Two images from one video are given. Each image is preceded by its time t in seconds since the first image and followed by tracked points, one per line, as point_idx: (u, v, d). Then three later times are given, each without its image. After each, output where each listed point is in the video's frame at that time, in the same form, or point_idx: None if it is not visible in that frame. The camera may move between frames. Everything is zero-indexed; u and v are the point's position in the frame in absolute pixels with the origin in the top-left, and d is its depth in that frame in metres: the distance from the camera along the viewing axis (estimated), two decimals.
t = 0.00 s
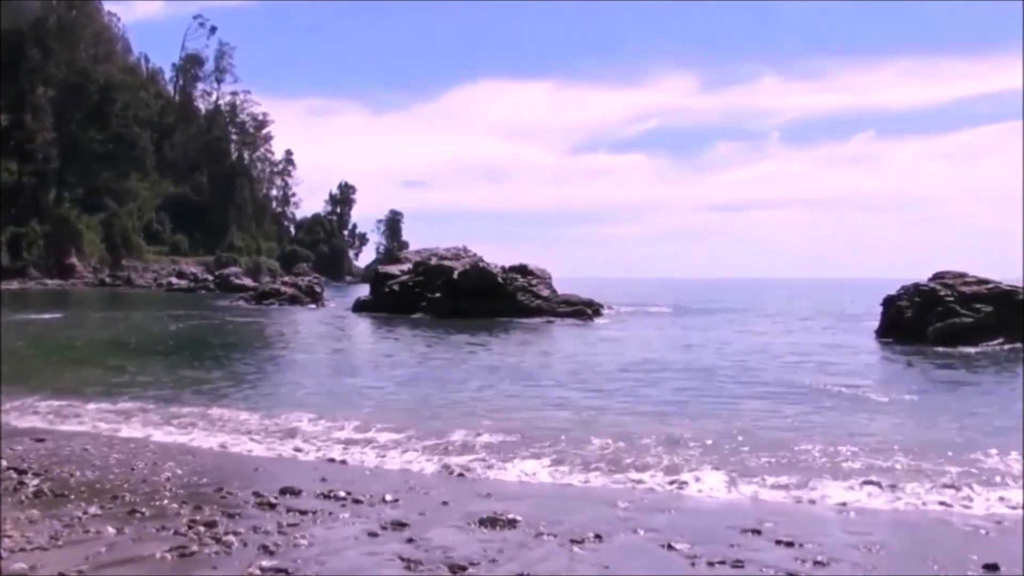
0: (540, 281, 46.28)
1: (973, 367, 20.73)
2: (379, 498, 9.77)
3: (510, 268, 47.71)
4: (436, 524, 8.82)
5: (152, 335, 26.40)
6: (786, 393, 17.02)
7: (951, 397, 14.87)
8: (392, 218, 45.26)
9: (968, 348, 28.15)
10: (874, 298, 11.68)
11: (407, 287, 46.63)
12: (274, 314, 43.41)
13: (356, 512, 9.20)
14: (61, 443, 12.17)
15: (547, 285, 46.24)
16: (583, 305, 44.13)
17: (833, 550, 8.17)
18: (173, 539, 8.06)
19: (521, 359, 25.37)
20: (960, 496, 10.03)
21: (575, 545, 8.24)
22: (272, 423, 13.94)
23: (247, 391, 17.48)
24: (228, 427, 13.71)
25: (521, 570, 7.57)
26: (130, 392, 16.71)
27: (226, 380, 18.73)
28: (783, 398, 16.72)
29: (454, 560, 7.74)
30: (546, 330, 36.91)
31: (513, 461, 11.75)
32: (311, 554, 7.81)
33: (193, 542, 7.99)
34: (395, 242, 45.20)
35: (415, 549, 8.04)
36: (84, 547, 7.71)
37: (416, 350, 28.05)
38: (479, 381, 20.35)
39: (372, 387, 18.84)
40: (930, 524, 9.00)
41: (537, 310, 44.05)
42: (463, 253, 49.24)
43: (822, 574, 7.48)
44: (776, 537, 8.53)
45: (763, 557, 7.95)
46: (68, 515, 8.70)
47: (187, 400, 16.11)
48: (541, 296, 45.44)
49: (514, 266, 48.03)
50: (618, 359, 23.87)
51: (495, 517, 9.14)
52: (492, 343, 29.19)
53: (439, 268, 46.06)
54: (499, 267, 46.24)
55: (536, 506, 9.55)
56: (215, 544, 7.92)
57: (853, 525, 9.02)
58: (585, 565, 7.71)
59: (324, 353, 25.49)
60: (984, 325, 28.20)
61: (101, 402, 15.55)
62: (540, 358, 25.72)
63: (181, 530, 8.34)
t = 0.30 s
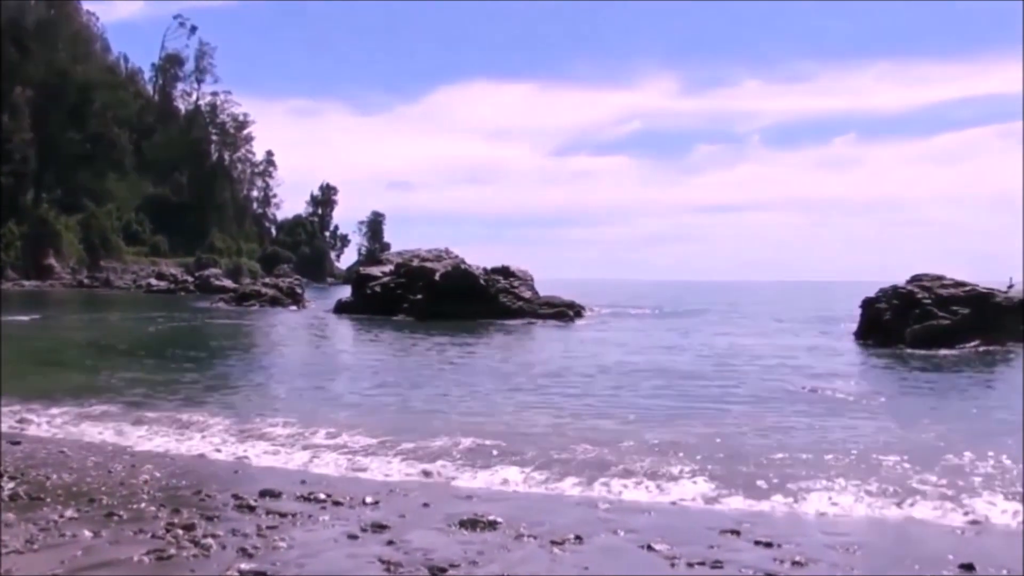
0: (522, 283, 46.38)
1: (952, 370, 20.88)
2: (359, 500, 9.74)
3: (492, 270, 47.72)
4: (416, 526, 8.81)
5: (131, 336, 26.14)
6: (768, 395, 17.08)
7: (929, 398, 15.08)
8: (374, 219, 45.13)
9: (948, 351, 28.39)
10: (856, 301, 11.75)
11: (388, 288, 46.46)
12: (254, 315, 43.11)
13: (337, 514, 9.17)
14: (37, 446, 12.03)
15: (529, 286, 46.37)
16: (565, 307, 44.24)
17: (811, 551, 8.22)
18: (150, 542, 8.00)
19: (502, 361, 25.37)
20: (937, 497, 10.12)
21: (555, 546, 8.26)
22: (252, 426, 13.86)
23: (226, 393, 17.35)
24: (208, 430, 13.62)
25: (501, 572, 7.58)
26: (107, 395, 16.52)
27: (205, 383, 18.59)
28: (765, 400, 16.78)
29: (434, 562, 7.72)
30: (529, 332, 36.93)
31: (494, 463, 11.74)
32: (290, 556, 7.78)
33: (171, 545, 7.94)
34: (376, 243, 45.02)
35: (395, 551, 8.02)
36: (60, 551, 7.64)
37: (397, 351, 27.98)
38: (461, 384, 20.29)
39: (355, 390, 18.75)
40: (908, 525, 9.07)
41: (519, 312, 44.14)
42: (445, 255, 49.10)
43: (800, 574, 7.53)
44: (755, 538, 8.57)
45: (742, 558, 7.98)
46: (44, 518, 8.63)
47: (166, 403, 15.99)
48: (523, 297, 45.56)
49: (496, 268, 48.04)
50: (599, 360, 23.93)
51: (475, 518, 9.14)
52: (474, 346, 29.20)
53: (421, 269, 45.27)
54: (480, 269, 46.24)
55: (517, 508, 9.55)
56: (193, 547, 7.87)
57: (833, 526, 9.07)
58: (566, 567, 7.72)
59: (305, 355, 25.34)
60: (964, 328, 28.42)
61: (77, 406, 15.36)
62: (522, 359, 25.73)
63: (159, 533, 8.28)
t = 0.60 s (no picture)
0: (501, 284, 46.40)
1: (926, 374, 21.08)
2: (335, 502, 9.68)
3: (470, 271, 47.68)
4: (393, 529, 8.77)
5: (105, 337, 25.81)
6: (745, 397, 17.16)
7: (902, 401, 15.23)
8: (352, 220, 44.96)
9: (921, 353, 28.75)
10: (833, 303, 11.86)
11: (367, 289, 46.25)
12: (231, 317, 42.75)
13: (312, 517, 9.11)
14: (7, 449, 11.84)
15: (508, 288, 46.40)
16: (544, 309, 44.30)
17: (787, 552, 8.25)
18: (124, 545, 7.91)
19: (481, 363, 25.34)
20: (913, 499, 10.21)
21: (533, 548, 8.24)
22: (227, 429, 13.74)
23: (202, 395, 17.18)
24: (182, 433, 13.49)
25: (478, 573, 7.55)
26: (80, 397, 16.31)
27: (180, 385, 18.39)
28: (742, 402, 16.84)
29: (411, 565, 7.69)
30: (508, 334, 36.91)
31: (472, 465, 11.73)
32: (266, 559, 7.71)
33: (144, 548, 7.85)
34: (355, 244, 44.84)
35: (372, 553, 7.98)
36: (31, 555, 7.53)
37: (374, 354, 27.85)
38: (439, 385, 20.22)
39: (333, 392, 18.62)
40: (884, 527, 9.13)
41: (498, 313, 44.14)
42: (424, 256, 49.03)
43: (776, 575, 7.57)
44: (731, 539, 8.60)
45: (719, 558, 8.02)
46: (15, 522, 8.50)
47: (140, 406, 15.81)
48: (502, 299, 45.57)
49: (475, 269, 48.00)
50: (577, 363, 23.98)
51: (451, 520, 9.11)
52: (452, 348, 29.15)
53: (400, 270, 45.74)
54: (459, 270, 46.19)
55: (494, 509, 9.53)
56: (168, 550, 7.79)
57: (809, 527, 9.12)
58: (543, 568, 7.71)
59: (282, 357, 25.15)
60: (937, 331, 28.75)
61: (49, 407, 15.15)
62: (500, 361, 25.70)
63: (132, 536, 8.19)
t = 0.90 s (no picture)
0: (483, 286, 46.43)
1: (905, 376, 21.25)
2: (316, 504, 9.64)
3: (453, 272, 47.66)
4: (374, 531, 8.74)
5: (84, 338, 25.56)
6: (727, 399, 17.25)
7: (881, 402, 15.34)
8: (335, 220, 44.80)
9: (900, 354, 29.00)
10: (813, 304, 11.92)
11: (349, 290, 46.09)
12: (212, 318, 42.44)
13: (293, 519, 9.07)
14: None
15: (491, 290, 46.43)
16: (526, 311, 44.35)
17: (767, 553, 8.29)
18: (102, 548, 7.85)
19: (463, 364, 25.33)
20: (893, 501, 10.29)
21: (514, 549, 8.24)
22: (207, 432, 13.65)
23: (182, 397, 17.05)
24: (162, 435, 13.38)
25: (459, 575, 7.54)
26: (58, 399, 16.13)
27: (160, 387, 18.24)
28: (723, 404, 16.91)
29: (391, 566, 7.67)
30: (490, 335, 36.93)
31: (455, 467, 11.72)
32: (246, 561, 7.68)
33: (123, 551, 7.79)
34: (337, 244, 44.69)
35: (353, 555, 7.96)
36: (7, 558, 7.46)
37: (356, 355, 27.78)
38: (421, 387, 20.17)
39: (315, 394, 18.54)
40: (863, 527, 9.19)
41: (481, 314, 44.16)
42: (406, 257, 48.91)
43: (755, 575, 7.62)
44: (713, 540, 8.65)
45: (701, 559, 8.06)
46: None
47: (119, 408, 15.67)
48: (485, 300, 45.60)
49: (458, 270, 47.96)
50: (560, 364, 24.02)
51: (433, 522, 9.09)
52: (434, 350, 29.11)
53: (382, 271, 45.53)
54: (442, 271, 46.15)
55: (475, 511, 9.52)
56: (147, 553, 7.74)
57: (789, 528, 9.17)
58: (524, 570, 7.71)
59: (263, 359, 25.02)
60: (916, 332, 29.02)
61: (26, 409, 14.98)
62: (482, 363, 25.70)
63: (111, 539, 8.13)
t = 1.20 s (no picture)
0: (467, 286, 46.50)
1: (886, 376, 21.41)
2: (298, 505, 9.61)
3: (436, 272, 47.68)
4: (356, 531, 8.73)
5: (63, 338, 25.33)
6: (707, 399, 17.37)
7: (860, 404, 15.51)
8: (318, 220, 44.67)
9: (880, 355, 29.29)
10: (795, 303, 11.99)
11: (332, 290, 45.96)
12: (194, 318, 42.18)
13: (274, 520, 9.03)
14: None
15: (474, 290, 46.51)
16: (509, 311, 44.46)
17: (750, 554, 8.32)
18: (80, 550, 7.78)
19: (446, 364, 25.35)
20: (875, 501, 10.38)
21: (496, 550, 8.25)
22: (187, 432, 13.59)
23: (163, 398, 16.96)
24: (143, 435, 13.30)
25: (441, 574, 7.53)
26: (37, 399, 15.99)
27: (140, 388, 18.13)
28: (704, 404, 17.02)
29: (373, 567, 7.66)
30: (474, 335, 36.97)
31: (439, 468, 11.72)
32: (228, 563, 7.63)
33: (102, 552, 7.74)
34: (320, 242, 44.61)
35: (335, 556, 7.93)
36: None
37: (338, 355, 27.72)
38: (404, 388, 20.17)
39: (298, 394, 18.48)
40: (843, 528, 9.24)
41: (464, 314, 44.23)
42: (390, 257, 48.82)
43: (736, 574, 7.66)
44: (696, 541, 8.69)
45: (684, 559, 8.09)
46: None
47: (98, 408, 15.57)
48: (468, 300, 45.68)
49: (441, 270, 47.97)
50: (542, 364, 24.10)
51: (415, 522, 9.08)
52: (417, 350, 29.12)
53: (365, 272, 45.46)
54: (425, 271, 46.17)
55: (458, 513, 9.51)
56: (126, 555, 7.68)
57: (771, 529, 9.21)
58: (507, 570, 7.70)
59: (244, 359, 24.93)
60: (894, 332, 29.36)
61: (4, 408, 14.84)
62: (466, 363, 25.72)
63: (90, 540, 8.06)
